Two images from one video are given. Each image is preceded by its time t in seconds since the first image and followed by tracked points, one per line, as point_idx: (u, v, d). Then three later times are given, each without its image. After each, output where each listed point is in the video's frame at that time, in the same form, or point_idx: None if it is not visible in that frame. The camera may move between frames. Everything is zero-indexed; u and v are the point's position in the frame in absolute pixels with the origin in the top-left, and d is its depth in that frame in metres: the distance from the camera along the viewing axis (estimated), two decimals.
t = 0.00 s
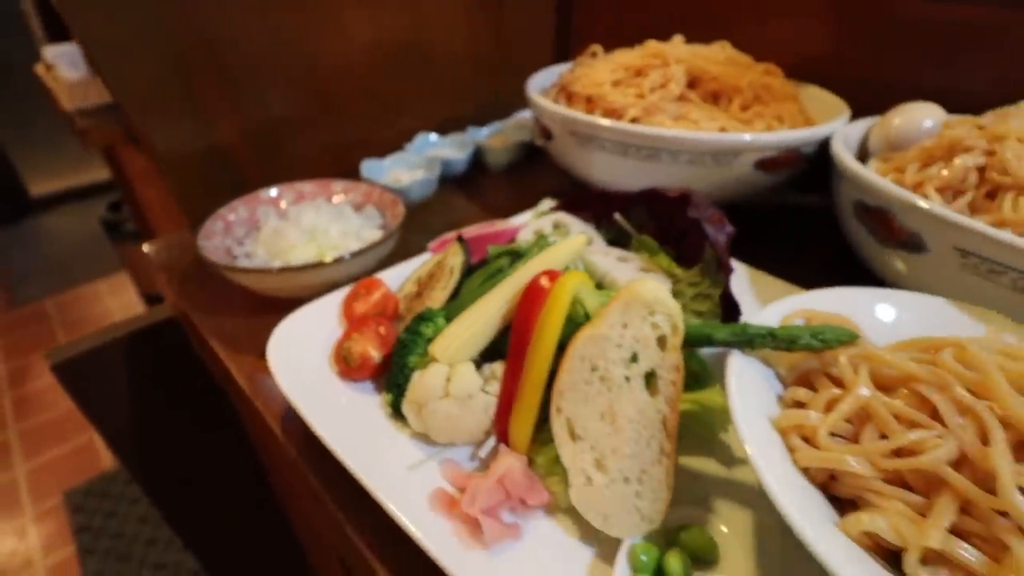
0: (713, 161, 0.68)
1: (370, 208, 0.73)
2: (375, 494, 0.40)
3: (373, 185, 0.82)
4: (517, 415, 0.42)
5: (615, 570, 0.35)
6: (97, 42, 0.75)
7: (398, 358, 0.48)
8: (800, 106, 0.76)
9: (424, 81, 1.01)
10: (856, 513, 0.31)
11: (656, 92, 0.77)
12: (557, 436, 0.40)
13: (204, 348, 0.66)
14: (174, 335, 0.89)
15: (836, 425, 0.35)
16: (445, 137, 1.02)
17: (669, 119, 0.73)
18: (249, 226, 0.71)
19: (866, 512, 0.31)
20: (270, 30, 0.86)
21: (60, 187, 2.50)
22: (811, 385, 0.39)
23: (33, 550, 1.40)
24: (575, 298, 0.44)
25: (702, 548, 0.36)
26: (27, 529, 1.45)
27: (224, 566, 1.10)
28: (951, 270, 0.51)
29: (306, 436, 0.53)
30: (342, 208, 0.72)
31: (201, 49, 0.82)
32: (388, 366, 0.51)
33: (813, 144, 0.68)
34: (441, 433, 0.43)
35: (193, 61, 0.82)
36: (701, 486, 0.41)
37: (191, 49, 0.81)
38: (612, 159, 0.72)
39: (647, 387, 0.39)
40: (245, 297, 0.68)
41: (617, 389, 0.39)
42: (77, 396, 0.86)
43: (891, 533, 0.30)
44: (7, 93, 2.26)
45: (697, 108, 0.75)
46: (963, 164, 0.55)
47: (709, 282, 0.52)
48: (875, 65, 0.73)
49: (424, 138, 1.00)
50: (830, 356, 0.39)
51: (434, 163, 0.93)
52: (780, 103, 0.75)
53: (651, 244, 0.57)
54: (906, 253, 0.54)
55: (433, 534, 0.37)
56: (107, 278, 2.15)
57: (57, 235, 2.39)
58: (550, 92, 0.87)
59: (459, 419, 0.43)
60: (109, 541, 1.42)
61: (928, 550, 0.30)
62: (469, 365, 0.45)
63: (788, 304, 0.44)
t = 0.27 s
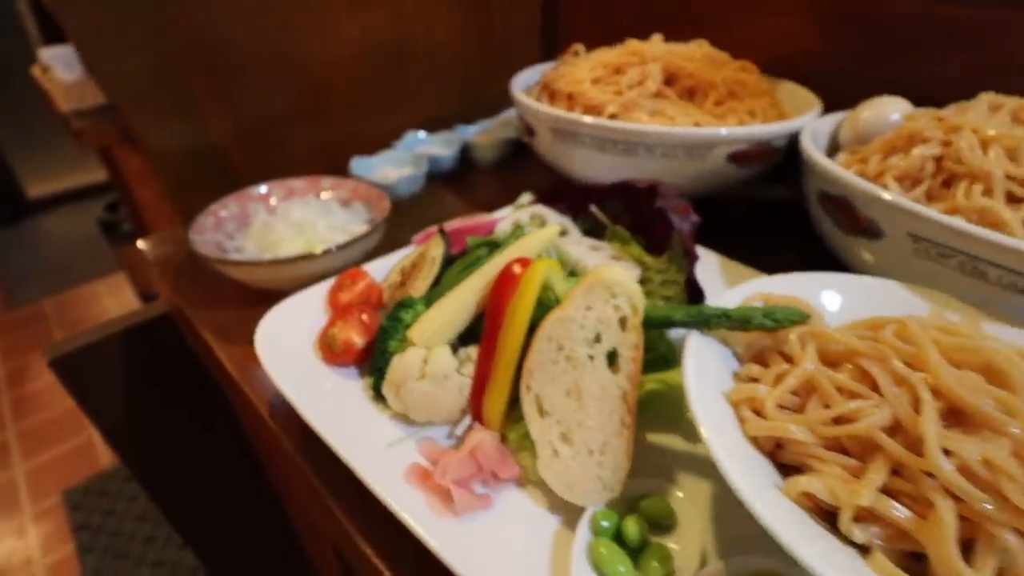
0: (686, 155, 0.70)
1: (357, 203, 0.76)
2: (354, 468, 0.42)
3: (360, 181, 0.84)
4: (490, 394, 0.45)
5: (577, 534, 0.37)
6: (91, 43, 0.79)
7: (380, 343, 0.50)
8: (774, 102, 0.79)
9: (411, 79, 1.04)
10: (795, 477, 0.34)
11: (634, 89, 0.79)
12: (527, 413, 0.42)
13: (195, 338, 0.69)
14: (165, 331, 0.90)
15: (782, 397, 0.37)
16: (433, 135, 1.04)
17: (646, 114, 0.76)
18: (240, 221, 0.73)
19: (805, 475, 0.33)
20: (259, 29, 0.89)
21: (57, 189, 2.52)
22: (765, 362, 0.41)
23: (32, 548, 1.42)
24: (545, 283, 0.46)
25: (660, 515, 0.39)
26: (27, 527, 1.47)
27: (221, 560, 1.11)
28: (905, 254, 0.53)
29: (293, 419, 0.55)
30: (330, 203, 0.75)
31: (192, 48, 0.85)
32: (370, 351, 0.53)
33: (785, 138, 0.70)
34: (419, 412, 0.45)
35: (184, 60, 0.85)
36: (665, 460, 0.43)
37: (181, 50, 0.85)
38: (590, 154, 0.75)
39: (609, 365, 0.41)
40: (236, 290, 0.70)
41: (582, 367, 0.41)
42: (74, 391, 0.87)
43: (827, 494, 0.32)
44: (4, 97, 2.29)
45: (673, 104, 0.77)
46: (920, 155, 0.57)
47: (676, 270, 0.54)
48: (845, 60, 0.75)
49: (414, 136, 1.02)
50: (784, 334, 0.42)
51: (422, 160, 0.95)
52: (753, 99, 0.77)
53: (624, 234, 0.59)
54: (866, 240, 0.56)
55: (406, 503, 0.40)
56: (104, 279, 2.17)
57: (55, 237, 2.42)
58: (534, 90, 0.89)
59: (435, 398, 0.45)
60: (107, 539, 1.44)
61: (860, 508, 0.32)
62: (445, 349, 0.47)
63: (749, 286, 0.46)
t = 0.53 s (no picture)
0: (662, 158, 0.73)
1: (346, 205, 0.78)
2: (334, 456, 0.45)
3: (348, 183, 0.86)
4: (464, 387, 0.47)
5: (542, 517, 0.39)
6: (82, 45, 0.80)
7: (361, 339, 0.52)
8: (748, 105, 0.81)
9: (400, 83, 1.06)
10: (743, 460, 0.36)
11: (613, 93, 0.82)
12: (498, 404, 0.45)
13: (186, 336, 0.70)
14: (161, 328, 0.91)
15: (735, 387, 0.40)
16: (421, 138, 1.06)
17: (624, 119, 0.78)
18: (231, 223, 0.76)
19: (752, 459, 0.36)
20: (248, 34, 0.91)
21: (52, 191, 2.53)
22: (723, 355, 0.44)
23: (30, 548, 1.44)
24: (518, 281, 0.49)
25: (623, 499, 0.41)
26: (23, 528, 1.49)
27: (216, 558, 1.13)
28: (864, 252, 0.55)
29: (279, 412, 0.57)
30: (319, 205, 0.77)
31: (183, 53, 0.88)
32: (353, 348, 0.55)
33: (757, 141, 0.73)
34: (398, 404, 0.48)
35: (176, 64, 0.88)
36: (631, 448, 0.46)
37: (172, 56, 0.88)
38: (571, 157, 0.77)
39: (576, 358, 0.44)
40: (226, 289, 0.72)
41: (549, 360, 0.44)
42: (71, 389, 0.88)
43: (770, 476, 0.34)
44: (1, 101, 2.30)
45: (650, 109, 0.80)
46: (880, 156, 0.59)
47: (645, 268, 0.56)
48: (816, 65, 0.78)
49: (402, 139, 1.04)
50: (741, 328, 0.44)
51: (409, 162, 0.97)
52: (728, 103, 0.80)
53: (598, 235, 0.61)
54: (829, 240, 0.58)
55: (382, 488, 0.42)
56: (100, 281, 2.18)
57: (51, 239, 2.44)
58: (518, 94, 0.91)
59: (413, 391, 0.47)
60: (103, 538, 1.46)
61: (801, 488, 0.34)
62: (423, 344, 0.49)
63: (712, 284, 0.49)
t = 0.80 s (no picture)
0: (642, 155, 0.75)
1: (334, 202, 0.80)
2: (318, 440, 0.46)
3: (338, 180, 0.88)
4: (444, 374, 0.49)
5: (514, 494, 0.41)
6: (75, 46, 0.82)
7: (346, 329, 0.54)
8: (728, 102, 0.83)
9: (390, 83, 1.08)
10: (702, 438, 0.38)
11: (596, 92, 0.84)
12: (475, 389, 0.46)
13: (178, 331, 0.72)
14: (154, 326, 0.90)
15: (698, 370, 0.41)
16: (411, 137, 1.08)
17: (607, 117, 0.80)
18: (222, 220, 0.77)
19: (711, 437, 0.37)
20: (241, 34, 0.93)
21: (49, 193, 2.54)
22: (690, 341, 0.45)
23: (28, 545, 1.45)
24: (495, 272, 0.50)
25: (593, 478, 0.43)
26: (21, 527, 1.50)
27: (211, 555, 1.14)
28: (832, 243, 0.56)
29: (268, 401, 0.58)
30: (308, 202, 0.79)
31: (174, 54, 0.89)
32: (339, 338, 0.57)
33: (735, 138, 0.75)
34: (380, 391, 0.50)
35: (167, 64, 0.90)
36: (605, 432, 0.47)
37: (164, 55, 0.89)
38: (555, 155, 0.79)
39: (549, 344, 0.45)
40: (217, 284, 0.74)
41: (524, 346, 0.46)
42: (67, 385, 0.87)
43: (726, 452, 0.36)
44: None
45: (632, 107, 0.82)
46: (851, 151, 0.61)
47: (621, 260, 0.58)
48: (794, 63, 0.80)
49: (392, 137, 1.05)
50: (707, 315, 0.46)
51: (398, 160, 0.99)
52: (708, 101, 0.82)
53: (577, 229, 0.63)
54: (800, 233, 0.60)
55: (363, 470, 0.44)
56: (97, 282, 2.20)
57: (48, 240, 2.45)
58: (505, 93, 0.93)
59: (394, 378, 0.49)
60: (101, 536, 1.47)
61: (756, 463, 0.36)
62: (404, 333, 0.51)
63: (682, 274, 0.51)
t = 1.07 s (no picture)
0: (615, 148, 0.77)
1: (315, 195, 0.81)
2: (290, 419, 0.48)
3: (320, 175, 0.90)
4: (413, 356, 0.51)
5: (475, 467, 0.43)
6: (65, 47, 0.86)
7: (321, 316, 0.56)
8: (702, 97, 0.85)
9: (373, 80, 1.09)
10: (649, 409, 0.40)
11: (572, 86, 0.86)
12: (441, 369, 0.49)
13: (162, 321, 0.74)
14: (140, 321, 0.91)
15: (650, 347, 0.44)
16: (395, 133, 1.09)
17: (581, 111, 0.82)
18: (205, 213, 0.79)
19: (657, 409, 0.39)
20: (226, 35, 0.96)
21: (44, 194, 2.56)
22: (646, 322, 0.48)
23: (23, 543, 1.47)
24: (463, 259, 0.53)
25: (551, 452, 0.45)
26: (16, 524, 1.52)
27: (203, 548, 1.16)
28: (789, 230, 0.58)
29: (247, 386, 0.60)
30: (290, 196, 0.81)
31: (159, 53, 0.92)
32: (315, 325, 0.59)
33: (705, 131, 0.77)
34: (352, 373, 0.52)
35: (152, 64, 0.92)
36: (568, 411, 0.50)
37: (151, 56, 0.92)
38: (532, 148, 0.81)
39: (510, 326, 0.48)
40: (200, 275, 0.76)
41: (487, 328, 0.48)
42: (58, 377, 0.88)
43: (670, 422, 0.38)
44: None
45: (606, 101, 0.84)
46: (810, 142, 0.63)
47: (586, 249, 0.61)
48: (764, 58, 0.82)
49: (377, 134, 1.07)
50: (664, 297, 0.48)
51: (382, 156, 1.00)
52: (680, 96, 0.84)
53: (547, 219, 0.65)
54: (762, 222, 0.62)
55: (332, 446, 0.46)
56: (91, 281, 2.21)
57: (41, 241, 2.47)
58: (484, 89, 0.95)
59: (365, 361, 0.51)
60: (96, 533, 1.49)
61: (697, 432, 0.38)
62: (376, 318, 0.53)
63: (644, 260, 0.53)
